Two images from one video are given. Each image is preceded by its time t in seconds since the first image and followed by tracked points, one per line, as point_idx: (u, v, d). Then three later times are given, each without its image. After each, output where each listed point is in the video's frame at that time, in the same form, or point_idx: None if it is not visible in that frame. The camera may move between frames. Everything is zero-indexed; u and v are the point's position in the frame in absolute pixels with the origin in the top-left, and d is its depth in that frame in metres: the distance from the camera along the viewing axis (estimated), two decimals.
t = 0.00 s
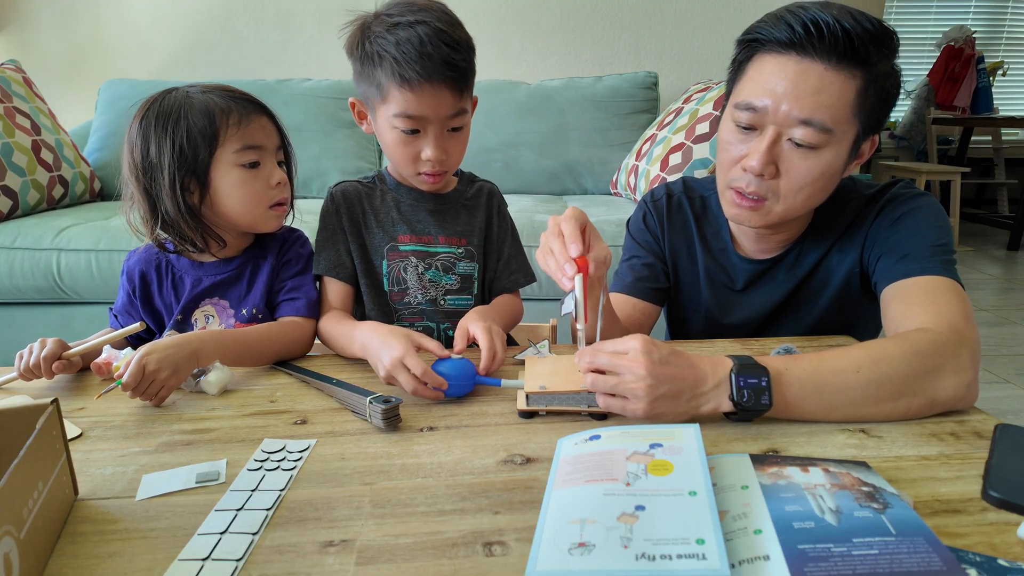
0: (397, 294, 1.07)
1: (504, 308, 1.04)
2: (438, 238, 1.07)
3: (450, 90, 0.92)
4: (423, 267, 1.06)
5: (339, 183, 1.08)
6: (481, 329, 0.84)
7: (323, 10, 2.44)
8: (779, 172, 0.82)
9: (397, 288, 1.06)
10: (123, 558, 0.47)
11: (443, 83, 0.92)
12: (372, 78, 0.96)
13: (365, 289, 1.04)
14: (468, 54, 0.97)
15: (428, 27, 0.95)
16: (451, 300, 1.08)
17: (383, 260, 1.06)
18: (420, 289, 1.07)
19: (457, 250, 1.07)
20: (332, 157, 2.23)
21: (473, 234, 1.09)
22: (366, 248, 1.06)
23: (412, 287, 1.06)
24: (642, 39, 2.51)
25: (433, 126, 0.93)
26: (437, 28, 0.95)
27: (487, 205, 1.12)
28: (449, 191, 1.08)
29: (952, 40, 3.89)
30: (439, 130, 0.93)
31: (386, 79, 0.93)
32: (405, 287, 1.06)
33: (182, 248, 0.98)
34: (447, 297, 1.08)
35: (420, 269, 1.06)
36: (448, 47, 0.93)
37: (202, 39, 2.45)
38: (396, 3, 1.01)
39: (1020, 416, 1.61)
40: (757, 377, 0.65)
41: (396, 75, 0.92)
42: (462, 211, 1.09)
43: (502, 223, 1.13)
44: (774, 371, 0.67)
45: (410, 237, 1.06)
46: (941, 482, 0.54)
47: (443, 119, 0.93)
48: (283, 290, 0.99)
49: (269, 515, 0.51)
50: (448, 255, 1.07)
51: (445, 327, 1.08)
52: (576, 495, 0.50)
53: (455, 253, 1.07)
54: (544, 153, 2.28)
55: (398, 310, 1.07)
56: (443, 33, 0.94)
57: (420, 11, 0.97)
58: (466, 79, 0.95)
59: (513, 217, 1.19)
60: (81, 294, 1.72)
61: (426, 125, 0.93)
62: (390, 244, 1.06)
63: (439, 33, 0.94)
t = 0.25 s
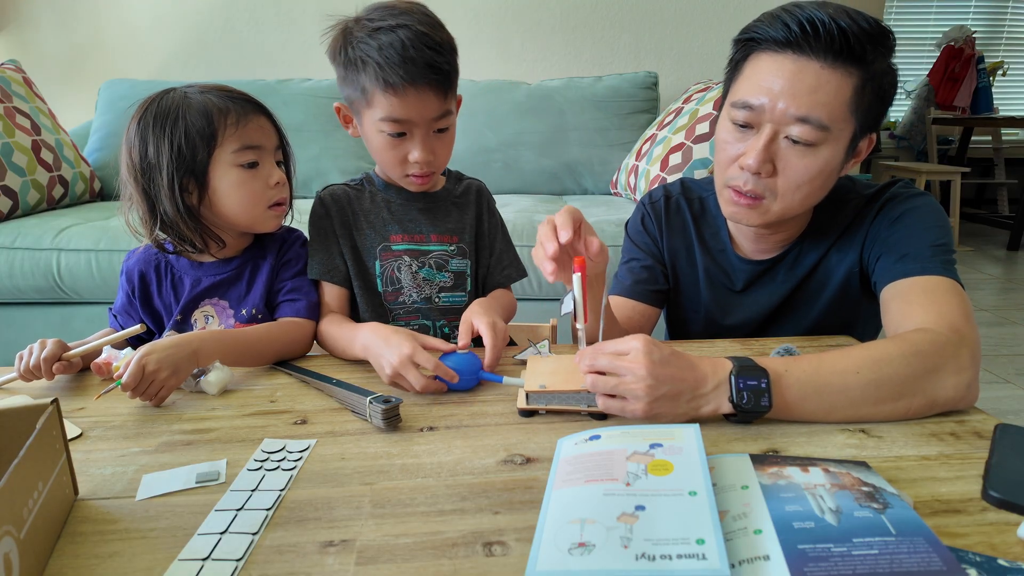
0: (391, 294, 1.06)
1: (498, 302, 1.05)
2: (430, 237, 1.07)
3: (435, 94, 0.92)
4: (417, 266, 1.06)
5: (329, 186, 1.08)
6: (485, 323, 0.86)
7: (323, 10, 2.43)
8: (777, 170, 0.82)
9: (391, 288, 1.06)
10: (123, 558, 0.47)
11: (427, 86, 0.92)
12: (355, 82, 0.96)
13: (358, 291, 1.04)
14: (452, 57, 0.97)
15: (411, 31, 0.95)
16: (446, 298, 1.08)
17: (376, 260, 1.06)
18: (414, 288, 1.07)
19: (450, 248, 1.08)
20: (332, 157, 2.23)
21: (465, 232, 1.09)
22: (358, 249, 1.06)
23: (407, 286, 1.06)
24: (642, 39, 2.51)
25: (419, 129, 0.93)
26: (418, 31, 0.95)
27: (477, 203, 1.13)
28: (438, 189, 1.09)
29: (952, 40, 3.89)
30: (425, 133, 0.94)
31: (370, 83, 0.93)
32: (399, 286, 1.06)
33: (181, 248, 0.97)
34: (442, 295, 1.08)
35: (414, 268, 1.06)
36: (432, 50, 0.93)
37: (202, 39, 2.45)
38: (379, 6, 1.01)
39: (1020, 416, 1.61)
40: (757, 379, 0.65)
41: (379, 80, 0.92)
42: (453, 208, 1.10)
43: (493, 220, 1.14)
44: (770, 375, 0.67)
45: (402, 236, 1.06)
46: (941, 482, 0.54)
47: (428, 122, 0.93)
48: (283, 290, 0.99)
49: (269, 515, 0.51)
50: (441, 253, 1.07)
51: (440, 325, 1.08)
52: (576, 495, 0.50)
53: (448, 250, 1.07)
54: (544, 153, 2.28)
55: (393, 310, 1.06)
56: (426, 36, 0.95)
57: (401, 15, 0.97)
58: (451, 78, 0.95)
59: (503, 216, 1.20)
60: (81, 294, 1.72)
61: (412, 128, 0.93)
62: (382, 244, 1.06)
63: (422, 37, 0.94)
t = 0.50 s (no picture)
0: (384, 294, 1.06)
1: (492, 299, 1.06)
2: (422, 235, 1.08)
3: (419, 95, 0.93)
4: (410, 265, 1.07)
5: (319, 188, 1.09)
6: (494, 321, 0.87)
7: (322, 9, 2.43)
8: (777, 160, 0.81)
9: (384, 288, 1.06)
10: (123, 557, 0.47)
11: (411, 88, 0.92)
12: (339, 86, 0.96)
13: (351, 291, 1.04)
14: (434, 56, 0.97)
15: (393, 32, 0.95)
16: (439, 296, 1.09)
17: (369, 260, 1.06)
18: (408, 287, 1.07)
19: (442, 246, 1.09)
20: (331, 157, 2.23)
21: (455, 231, 1.10)
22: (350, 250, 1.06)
23: (400, 285, 1.07)
24: (642, 39, 2.51)
25: (406, 132, 0.93)
26: (398, 33, 0.95)
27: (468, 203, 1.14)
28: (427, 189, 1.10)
29: (952, 40, 3.89)
30: (412, 135, 0.94)
31: (355, 88, 0.93)
32: (392, 286, 1.07)
33: (179, 249, 0.97)
34: (435, 293, 1.09)
35: (407, 268, 1.07)
36: (414, 51, 0.93)
37: (202, 39, 2.45)
38: (359, 9, 1.00)
39: (1020, 416, 1.61)
40: (758, 376, 0.66)
41: (362, 84, 0.92)
42: (442, 208, 1.11)
43: (482, 217, 1.16)
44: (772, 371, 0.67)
45: (394, 236, 1.07)
46: (941, 482, 0.54)
47: (415, 123, 0.93)
48: (281, 290, 0.99)
49: (269, 515, 0.51)
50: (433, 252, 1.08)
51: (434, 324, 1.08)
52: (576, 495, 0.50)
53: (440, 249, 1.08)
54: (544, 153, 2.28)
55: (387, 309, 1.07)
56: (408, 36, 0.95)
57: (379, 17, 0.97)
58: (435, 78, 0.95)
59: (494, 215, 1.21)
60: (81, 294, 1.72)
61: (399, 130, 0.93)
62: (375, 244, 1.06)
63: (405, 37, 0.94)
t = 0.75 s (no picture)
0: (382, 294, 1.06)
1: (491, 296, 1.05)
2: (420, 235, 1.08)
3: (421, 90, 0.92)
4: (408, 265, 1.07)
5: (316, 189, 1.08)
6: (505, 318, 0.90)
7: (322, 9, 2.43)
8: (759, 141, 0.85)
9: (382, 288, 1.06)
10: (123, 557, 0.47)
11: (414, 84, 0.92)
12: (340, 84, 0.96)
13: (348, 293, 1.04)
14: (436, 53, 0.98)
15: (394, 28, 0.95)
16: (437, 296, 1.09)
17: (366, 261, 1.06)
18: (406, 288, 1.07)
19: (439, 246, 1.08)
20: (331, 157, 2.23)
21: (452, 230, 1.10)
22: (348, 250, 1.06)
23: (398, 285, 1.07)
24: (642, 39, 2.51)
25: (409, 129, 0.93)
26: (399, 30, 0.95)
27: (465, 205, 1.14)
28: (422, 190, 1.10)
29: (952, 40, 3.89)
30: (416, 132, 0.94)
31: (357, 87, 0.93)
32: (390, 287, 1.06)
33: (177, 249, 0.97)
34: (433, 293, 1.09)
35: (405, 268, 1.07)
36: (416, 47, 0.94)
37: (202, 39, 2.45)
38: (358, 10, 1.01)
39: (1020, 416, 1.61)
40: (788, 357, 0.66)
41: (365, 80, 0.92)
42: (439, 207, 1.10)
43: (480, 216, 1.16)
44: (799, 353, 0.68)
45: (391, 236, 1.06)
46: (941, 482, 0.54)
47: (418, 120, 0.93)
48: (279, 291, 0.99)
49: (269, 515, 0.51)
50: (431, 252, 1.08)
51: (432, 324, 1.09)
52: (576, 495, 0.50)
53: (438, 249, 1.08)
54: (544, 153, 2.28)
55: (385, 310, 1.07)
56: (409, 31, 0.96)
57: (381, 15, 0.98)
58: (437, 74, 0.95)
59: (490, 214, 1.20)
60: (81, 294, 1.71)
61: (402, 127, 0.93)
62: (372, 244, 1.06)
63: (407, 33, 0.95)
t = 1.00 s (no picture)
0: (384, 295, 1.06)
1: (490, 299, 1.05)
2: (422, 235, 1.08)
3: (435, 85, 0.93)
4: (411, 266, 1.07)
5: (317, 188, 1.08)
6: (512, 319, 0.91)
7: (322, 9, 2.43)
8: (760, 128, 0.86)
9: (384, 289, 1.06)
10: (123, 557, 0.47)
11: (429, 78, 0.92)
12: (354, 77, 0.96)
13: (348, 294, 1.04)
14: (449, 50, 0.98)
15: (410, 23, 0.96)
16: (440, 295, 1.09)
17: (369, 261, 1.05)
18: (408, 288, 1.07)
19: (442, 246, 1.08)
20: (331, 157, 2.23)
21: (454, 230, 1.10)
22: (350, 250, 1.05)
23: (401, 286, 1.06)
24: (642, 39, 2.51)
25: (422, 123, 0.93)
26: (416, 26, 0.96)
27: (465, 206, 1.15)
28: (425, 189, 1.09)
29: (952, 40, 3.89)
30: (428, 126, 0.94)
31: (372, 79, 0.93)
32: (393, 287, 1.06)
33: (175, 249, 0.97)
34: (436, 293, 1.08)
35: (409, 268, 1.06)
36: (431, 41, 0.94)
37: (202, 39, 2.45)
38: (369, 8, 1.02)
39: (1020, 416, 1.61)
40: (797, 357, 0.68)
41: (383, 72, 0.92)
42: (441, 207, 1.11)
43: (480, 217, 1.17)
44: (808, 354, 0.69)
45: (394, 237, 1.06)
46: (941, 482, 0.54)
47: (430, 115, 0.93)
48: (278, 291, 0.99)
49: (269, 515, 0.51)
50: (434, 251, 1.08)
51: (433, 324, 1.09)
52: (576, 495, 0.50)
53: (440, 248, 1.08)
54: (544, 153, 2.28)
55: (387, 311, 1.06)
56: (422, 26, 0.96)
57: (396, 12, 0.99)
58: (449, 69, 0.96)
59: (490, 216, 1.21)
60: (81, 294, 1.71)
61: (415, 121, 0.93)
62: (375, 244, 1.05)
63: (422, 28, 0.96)
